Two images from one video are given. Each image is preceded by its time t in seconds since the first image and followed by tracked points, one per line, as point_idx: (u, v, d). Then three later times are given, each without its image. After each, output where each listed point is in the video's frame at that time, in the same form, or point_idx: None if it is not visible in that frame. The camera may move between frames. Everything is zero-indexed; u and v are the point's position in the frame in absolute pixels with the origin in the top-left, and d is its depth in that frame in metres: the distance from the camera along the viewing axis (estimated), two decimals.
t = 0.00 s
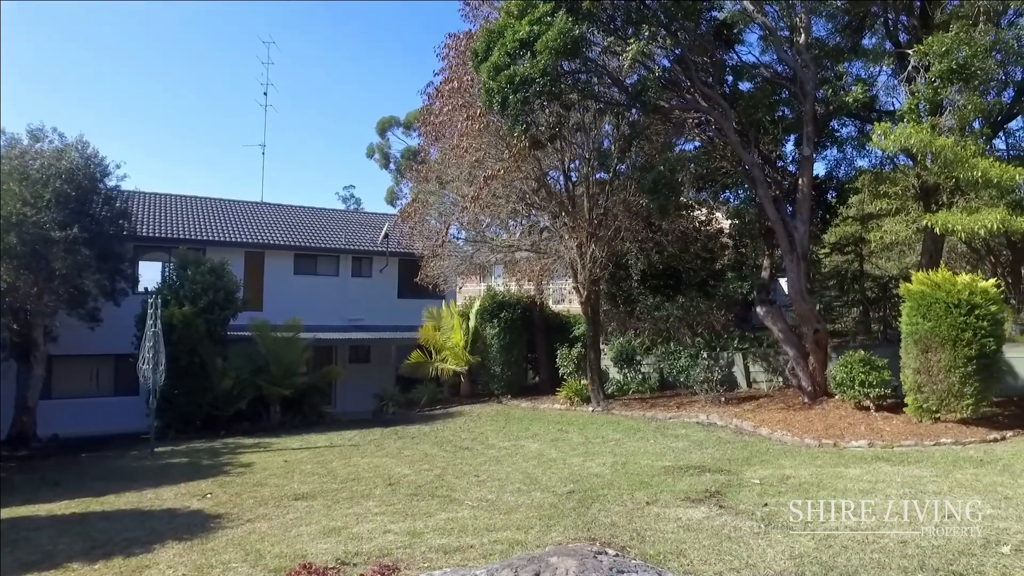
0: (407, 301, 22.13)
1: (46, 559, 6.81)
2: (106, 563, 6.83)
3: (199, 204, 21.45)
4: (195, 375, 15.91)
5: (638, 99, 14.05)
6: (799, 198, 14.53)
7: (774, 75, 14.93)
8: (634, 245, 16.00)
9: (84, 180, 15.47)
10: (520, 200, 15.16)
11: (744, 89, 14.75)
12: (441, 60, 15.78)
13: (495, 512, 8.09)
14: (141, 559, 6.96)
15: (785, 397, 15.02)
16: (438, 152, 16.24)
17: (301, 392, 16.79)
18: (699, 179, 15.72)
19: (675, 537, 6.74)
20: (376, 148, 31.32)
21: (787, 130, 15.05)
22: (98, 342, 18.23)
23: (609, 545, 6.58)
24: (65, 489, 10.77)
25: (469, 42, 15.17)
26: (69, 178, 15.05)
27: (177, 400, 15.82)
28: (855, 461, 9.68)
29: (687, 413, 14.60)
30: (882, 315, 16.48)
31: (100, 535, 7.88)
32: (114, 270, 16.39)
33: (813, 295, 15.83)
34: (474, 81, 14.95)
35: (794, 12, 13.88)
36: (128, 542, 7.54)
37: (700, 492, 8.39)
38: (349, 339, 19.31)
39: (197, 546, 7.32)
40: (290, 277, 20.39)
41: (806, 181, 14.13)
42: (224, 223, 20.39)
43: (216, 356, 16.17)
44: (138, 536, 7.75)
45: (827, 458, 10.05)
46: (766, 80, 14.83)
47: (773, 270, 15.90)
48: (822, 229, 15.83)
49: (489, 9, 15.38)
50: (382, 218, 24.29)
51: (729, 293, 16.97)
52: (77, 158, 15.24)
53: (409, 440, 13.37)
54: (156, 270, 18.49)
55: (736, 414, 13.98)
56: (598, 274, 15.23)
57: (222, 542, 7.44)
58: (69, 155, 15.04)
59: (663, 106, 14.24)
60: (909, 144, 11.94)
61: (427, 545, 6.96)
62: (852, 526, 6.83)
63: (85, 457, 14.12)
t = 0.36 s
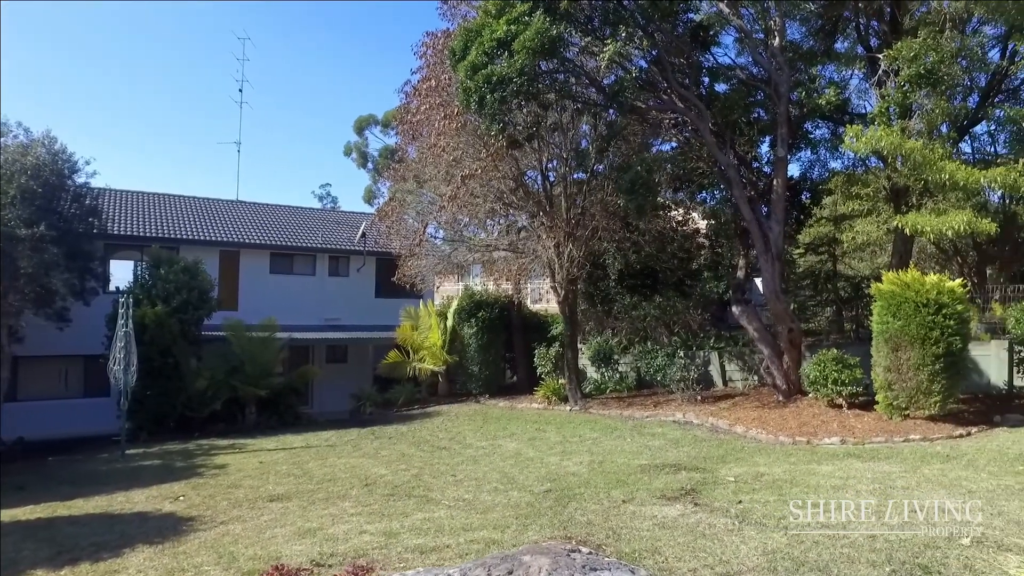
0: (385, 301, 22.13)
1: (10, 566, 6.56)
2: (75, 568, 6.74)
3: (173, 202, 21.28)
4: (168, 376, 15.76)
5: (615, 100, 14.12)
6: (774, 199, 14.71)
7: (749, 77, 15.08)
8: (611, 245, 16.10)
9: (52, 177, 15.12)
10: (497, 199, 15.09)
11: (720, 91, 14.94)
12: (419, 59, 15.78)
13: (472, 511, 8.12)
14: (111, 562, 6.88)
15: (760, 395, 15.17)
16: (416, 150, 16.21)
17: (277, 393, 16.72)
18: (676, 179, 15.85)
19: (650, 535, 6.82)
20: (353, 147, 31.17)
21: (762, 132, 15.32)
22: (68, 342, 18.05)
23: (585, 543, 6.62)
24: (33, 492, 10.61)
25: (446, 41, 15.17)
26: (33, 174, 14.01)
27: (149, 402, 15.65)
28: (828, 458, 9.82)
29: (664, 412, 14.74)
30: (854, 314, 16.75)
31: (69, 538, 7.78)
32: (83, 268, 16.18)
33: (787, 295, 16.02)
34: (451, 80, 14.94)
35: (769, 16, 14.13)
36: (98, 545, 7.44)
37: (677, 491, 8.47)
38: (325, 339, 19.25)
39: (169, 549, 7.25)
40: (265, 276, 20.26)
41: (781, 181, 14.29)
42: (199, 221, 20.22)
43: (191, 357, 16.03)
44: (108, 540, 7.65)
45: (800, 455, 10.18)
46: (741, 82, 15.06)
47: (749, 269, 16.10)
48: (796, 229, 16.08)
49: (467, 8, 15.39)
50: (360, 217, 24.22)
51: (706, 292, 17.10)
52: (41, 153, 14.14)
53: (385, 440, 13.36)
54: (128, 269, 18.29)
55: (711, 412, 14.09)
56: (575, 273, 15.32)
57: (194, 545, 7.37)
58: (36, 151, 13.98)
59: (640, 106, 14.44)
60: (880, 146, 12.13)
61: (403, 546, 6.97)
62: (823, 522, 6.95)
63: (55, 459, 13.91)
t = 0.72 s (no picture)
0: (363, 300, 22.06)
1: None
2: (43, 573, 6.65)
3: (147, 200, 21.04)
4: (142, 377, 15.59)
5: (593, 99, 14.32)
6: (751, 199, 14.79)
7: (727, 78, 15.17)
8: (590, 244, 16.20)
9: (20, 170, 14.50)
10: (475, 198, 15.07)
11: (698, 92, 15.09)
12: (398, 57, 15.72)
13: (450, 511, 8.14)
14: (81, 567, 6.80)
15: (737, 394, 15.30)
16: (395, 149, 16.16)
17: (254, 393, 16.64)
18: (654, 179, 15.99)
19: (628, 532, 6.88)
20: (332, 146, 31.01)
21: (739, 133, 15.40)
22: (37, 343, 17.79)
23: (562, 541, 6.66)
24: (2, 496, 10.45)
25: (425, 40, 15.12)
26: None
27: (122, 403, 15.46)
28: (802, 455, 9.95)
29: (642, 411, 14.82)
30: (829, 313, 17.16)
31: (38, 543, 7.67)
32: (53, 267, 15.94)
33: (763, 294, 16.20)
34: (430, 79, 14.88)
35: (746, 18, 14.18)
36: (67, 549, 7.34)
37: (654, 489, 8.54)
38: (304, 338, 19.17)
39: (140, 553, 7.18)
40: (242, 275, 20.09)
41: (757, 182, 14.45)
42: (175, 220, 20.01)
43: (165, 357, 15.86)
44: (78, 544, 7.56)
45: (776, 453, 10.31)
46: (719, 83, 15.13)
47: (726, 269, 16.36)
48: (772, 229, 16.32)
49: (446, 6, 15.36)
50: (338, 216, 24.11)
51: (683, 292, 17.32)
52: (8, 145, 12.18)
53: (364, 440, 13.32)
54: (100, 268, 18.12)
55: (690, 411, 14.21)
56: (554, 272, 15.36)
57: (167, 548, 7.31)
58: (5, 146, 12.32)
59: (619, 106, 14.59)
60: (855, 147, 12.27)
61: (380, 546, 6.97)
62: (797, 518, 7.04)
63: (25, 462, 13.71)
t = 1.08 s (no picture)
0: (341, 300, 21.99)
1: None
2: None
3: (121, 199, 20.76)
4: (114, 378, 15.35)
5: (572, 100, 14.33)
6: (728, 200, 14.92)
7: (704, 80, 15.33)
8: (569, 244, 16.25)
9: None
10: (454, 198, 15.03)
11: (675, 93, 15.21)
12: (376, 55, 15.62)
13: (428, 511, 8.12)
14: (50, 572, 6.70)
15: (714, 393, 15.41)
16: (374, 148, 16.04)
17: (231, 394, 16.51)
18: (633, 179, 16.09)
19: (605, 531, 6.90)
20: (311, 143, 30.78)
21: (717, 134, 15.58)
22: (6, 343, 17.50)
23: (540, 540, 6.67)
24: None
25: (404, 38, 15.04)
26: None
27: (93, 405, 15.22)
28: (777, 453, 10.05)
29: (620, 410, 14.87)
30: (805, 313, 17.23)
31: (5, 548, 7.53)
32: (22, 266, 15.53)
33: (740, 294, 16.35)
34: (409, 78, 14.78)
35: (722, 20, 14.22)
36: (36, 555, 7.22)
37: (632, 487, 8.58)
38: (281, 339, 19.05)
39: (111, 558, 7.08)
40: (217, 275, 19.89)
41: (734, 183, 14.59)
42: (149, 218, 19.76)
43: (139, 358, 15.64)
44: (47, 549, 7.44)
45: (752, 451, 10.41)
46: (697, 84, 15.27)
47: (704, 269, 16.56)
48: (749, 230, 16.34)
49: (424, 5, 15.31)
50: (316, 215, 23.97)
51: (661, 292, 17.46)
52: None
53: (342, 441, 13.25)
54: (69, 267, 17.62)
55: (667, 409, 14.35)
56: (532, 272, 15.32)
57: (138, 553, 7.22)
58: None
59: (598, 107, 14.63)
60: (830, 149, 12.42)
61: (358, 547, 6.95)
62: (772, 515, 7.09)
63: None
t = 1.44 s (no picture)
0: (319, 299, 21.94)
1: None
2: None
3: (93, 197, 20.42)
4: (85, 379, 15.13)
5: (551, 100, 14.46)
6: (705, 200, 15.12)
7: (683, 81, 15.50)
8: (548, 244, 16.25)
9: None
10: (433, 197, 14.94)
11: (654, 94, 15.31)
12: (355, 53, 15.54)
13: (406, 512, 8.11)
14: None
15: (692, 391, 15.57)
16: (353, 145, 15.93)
17: (206, 394, 16.41)
18: (612, 179, 16.18)
19: (583, 530, 6.91)
20: (289, 142, 30.52)
21: (695, 135, 15.65)
22: None
23: (517, 540, 6.67)
24: None
25: (383, 36, 14.98)
26: None
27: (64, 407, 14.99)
28: (753, 451, 10.14)
29: (598, 409, 14.92)
30: (781, 312, 17.43)
31: None
32: None
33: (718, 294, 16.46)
34: (388, 76, 14.69)
35: (701, 22, 14.42)
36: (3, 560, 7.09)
37: (610, 486, 8.61)
38: (259, 338, 18.90)
39: (81, 563, 6.98)
40: (193, 275, 19.60)
41: (711, 184, 14.69)
42: (122, 217, 19.43)
43: (111, 358, 15.40)
44: (14, 555, 7.31)
45: (729, 449, 10.49)
46: (675, 86, 15.43)
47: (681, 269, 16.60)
48: (727, 230, 16.41)
49: (403, 3, 15.26)
50: (293, 214, 23.82)
51: (641, 291, 17.56)
52: None
53: (319, 441, 13.18)
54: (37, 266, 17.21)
55: (646, 409, 14.39)
56: (511, 272, 15.31)
57: (109, 557, 7.13)
58: None
59: (578, 107, 14.78)
60: (805, 150, 12.61)
61: (334, 548, 6.92)
62: (747, 512, 7.16)
63: None
